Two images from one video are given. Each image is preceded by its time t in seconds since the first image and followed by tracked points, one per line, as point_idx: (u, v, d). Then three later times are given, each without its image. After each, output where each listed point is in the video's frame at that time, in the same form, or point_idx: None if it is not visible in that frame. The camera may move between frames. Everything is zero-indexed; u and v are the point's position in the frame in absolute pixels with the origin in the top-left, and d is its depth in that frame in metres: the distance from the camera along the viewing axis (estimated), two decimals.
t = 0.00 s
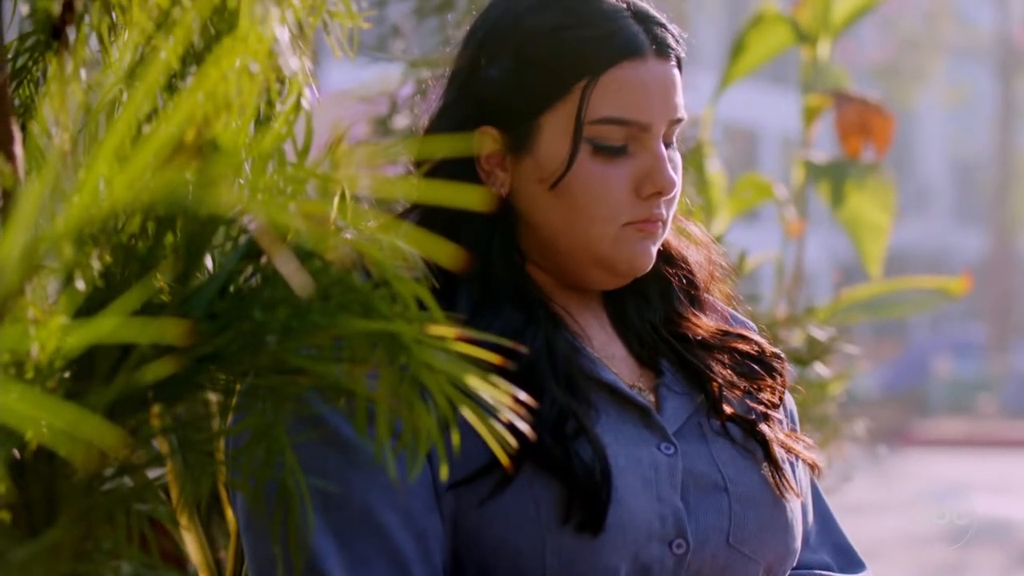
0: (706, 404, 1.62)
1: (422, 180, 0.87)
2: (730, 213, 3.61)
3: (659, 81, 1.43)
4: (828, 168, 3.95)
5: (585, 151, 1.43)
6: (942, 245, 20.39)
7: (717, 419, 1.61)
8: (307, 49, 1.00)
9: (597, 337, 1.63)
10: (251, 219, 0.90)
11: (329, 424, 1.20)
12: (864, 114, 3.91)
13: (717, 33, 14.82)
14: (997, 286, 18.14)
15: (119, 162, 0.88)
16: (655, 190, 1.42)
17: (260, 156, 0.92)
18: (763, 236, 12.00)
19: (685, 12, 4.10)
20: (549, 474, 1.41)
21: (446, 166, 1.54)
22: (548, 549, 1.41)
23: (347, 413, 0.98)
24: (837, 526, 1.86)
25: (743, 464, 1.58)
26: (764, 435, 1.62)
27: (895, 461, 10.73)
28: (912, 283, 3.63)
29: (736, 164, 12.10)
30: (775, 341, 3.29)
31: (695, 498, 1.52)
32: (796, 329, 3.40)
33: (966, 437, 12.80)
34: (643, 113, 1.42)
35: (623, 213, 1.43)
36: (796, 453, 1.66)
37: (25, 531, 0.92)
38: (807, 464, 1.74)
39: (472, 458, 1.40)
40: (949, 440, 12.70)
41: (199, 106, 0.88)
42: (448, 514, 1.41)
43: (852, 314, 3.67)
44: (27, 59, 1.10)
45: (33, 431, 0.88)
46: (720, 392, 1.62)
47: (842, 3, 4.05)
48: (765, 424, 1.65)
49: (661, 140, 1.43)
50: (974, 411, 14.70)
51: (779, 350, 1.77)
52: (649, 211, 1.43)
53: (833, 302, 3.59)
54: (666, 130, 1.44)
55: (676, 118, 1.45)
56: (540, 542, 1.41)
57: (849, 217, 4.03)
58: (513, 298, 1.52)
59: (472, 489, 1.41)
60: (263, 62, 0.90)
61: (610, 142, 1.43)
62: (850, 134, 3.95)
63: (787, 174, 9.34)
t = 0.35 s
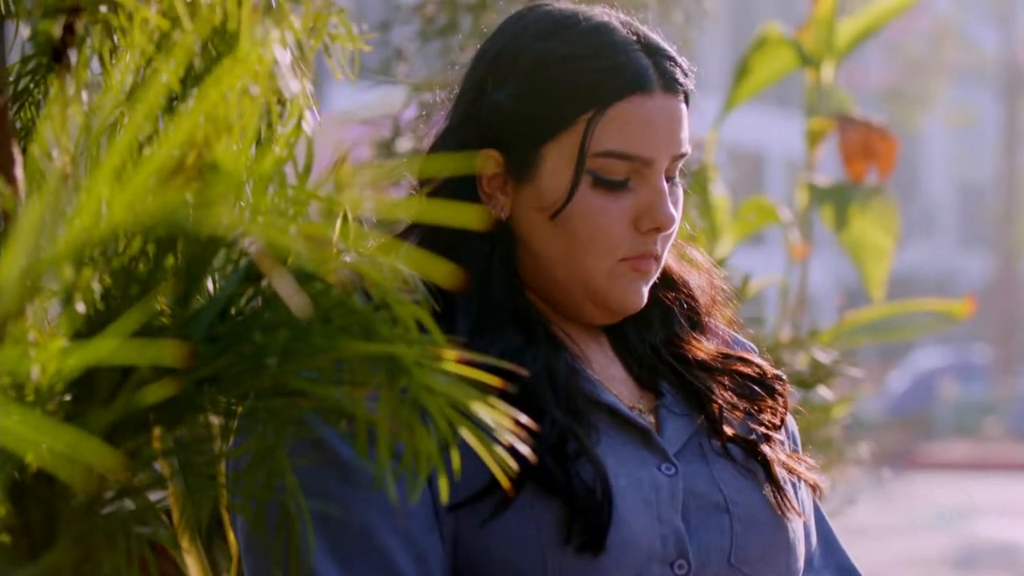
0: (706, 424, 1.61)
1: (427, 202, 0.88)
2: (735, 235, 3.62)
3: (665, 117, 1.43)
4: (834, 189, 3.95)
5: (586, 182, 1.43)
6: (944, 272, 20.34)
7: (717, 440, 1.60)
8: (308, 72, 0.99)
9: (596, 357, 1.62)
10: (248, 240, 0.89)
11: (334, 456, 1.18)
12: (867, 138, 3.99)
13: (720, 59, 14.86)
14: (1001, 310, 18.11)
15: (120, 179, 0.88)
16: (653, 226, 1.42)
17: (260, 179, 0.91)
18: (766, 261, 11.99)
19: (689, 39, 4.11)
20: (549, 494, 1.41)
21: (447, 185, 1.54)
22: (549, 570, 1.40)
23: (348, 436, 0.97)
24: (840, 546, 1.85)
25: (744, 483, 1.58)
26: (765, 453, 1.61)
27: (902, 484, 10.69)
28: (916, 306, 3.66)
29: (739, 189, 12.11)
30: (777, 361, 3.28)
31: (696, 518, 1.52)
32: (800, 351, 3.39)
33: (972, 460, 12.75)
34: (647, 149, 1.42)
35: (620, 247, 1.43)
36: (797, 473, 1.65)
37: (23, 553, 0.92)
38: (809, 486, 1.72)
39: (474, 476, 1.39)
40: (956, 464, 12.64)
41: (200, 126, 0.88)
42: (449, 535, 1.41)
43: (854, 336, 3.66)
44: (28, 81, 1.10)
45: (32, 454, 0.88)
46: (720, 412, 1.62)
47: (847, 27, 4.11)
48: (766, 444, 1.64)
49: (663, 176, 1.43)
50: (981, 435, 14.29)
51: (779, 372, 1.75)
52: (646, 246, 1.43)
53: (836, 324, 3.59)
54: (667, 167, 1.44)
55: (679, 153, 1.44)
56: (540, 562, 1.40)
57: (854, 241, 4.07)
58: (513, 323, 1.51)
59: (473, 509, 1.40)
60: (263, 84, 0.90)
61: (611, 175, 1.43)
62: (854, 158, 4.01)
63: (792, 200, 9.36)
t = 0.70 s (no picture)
0: (702, 457, 1.60)
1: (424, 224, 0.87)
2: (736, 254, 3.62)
3: (668, 138, 1.42)
4: (835, 210, 3.96)
5: (589, 203, 1.42)
6: (948, 290, 20.31)
7: (713, 473, 1.59)
8: (308, 91, 1.00)
9: (590, 393, 1.60)
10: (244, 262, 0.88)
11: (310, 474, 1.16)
12: (868, 159, 3.96)
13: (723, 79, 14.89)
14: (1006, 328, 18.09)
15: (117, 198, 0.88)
16: (654, 248, 1.40)
17: (258, 199, 0.91)
18: (769, 280, 12.01)
19: (692, 57, 4.12)
20: (551, 525, 1.39)
21: (449, 203, 1.55)
22: None
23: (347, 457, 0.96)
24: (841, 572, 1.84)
25: (743, 516, 1.57)
26: (763, 486, 1.60)
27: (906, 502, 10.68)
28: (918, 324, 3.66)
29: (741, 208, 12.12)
30: (775, 387, 3.29)
31: (697, 550, 1.51)
32: (802, 370, 3.37)
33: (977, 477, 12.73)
34: (648, 170, 1.40)
35: (620, 270, 1.42)
36: (797, 504, 1.63)
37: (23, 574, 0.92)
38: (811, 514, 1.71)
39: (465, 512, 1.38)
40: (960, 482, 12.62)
41: (195, 144, 0.87)
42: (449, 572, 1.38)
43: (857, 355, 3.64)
44: (27, 101, 1.10)
45: (29, 475, 0.87)
46: (715, 447, 1.61)
47: (848, 47, 4.10)
48: (764, 476, 1.62)
49: (666, 198, 1.42)
50: (984, 453, 14.53)
51: (774, 405, 1.73)
52: (647, 269, 1.42)
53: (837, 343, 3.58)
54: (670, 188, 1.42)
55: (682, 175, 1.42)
56: None
57: (856, 260, 4.06)
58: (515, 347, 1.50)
59: (473, 541, 1.38)
60: (261, 103, 0.89)
61: (613, 196, 1.41)
62: (855, 177, 3.99)
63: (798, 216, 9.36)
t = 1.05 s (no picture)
0: (697, 481, 1.59)
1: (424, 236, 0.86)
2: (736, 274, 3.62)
3: (657, 142, 1.43)
4: (836, 228, 3.96)
5: (580, 210, 1.42)
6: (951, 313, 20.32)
7: (708, 497, 1.58)
8: (303, 109, 1.00)
9: (585, 416, 1.59)
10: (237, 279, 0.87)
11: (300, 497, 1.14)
12: (870, 177, 3.99)
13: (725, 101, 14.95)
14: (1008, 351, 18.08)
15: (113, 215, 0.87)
16: (650, 253, 1.41)
17: (255, 217, 0.91)
18: (770, 300, 12.03)
19: (692, 76, 4.14)
20: (545, 546, 1.39)
21: (445, 223, 1.55)
22: None
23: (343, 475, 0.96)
24: None
25: (741, 539, 1.56)
26: (759, 508, 1.60)
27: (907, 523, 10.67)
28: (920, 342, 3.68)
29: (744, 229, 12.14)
30: (775, 406, 3.24)
31: (695, 574, 1.50)
32: (802, 390, 3.36)
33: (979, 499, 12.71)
34: (639, 175, 1.41)
35: (617, 276, 1.42)
36: (793, 524, 1.64)
37: None
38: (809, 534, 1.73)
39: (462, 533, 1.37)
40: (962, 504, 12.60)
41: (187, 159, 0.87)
42: None
43: (857, 374, 3.63)
44: (23, 119, 1.10)
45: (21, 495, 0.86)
46: (710, 471, 1.60)
47: (847, 66, 4.12)
48: (758, 499, 1.62)
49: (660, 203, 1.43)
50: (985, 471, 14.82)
51: (769, 426, 1.73)
52: (644, 275, 1.42)
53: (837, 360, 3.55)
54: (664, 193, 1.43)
55: (675, 180, 1.43)
56: None
57: (857, 278, 4.09)
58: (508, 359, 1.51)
59: (466, 561, 1.37)
60: (257, 121, 0.91)
61: (605, 202, 1.42)
62: (856, 196, 4.02)
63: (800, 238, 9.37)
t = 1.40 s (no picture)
0: (692, 505, 1.58)
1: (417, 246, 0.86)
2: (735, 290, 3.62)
3: (630, 142, 1.45)
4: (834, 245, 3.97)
5: (554, 211, 1.44)
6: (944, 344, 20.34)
7: (703, 520, 1.58)
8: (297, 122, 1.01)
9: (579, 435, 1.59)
10: (227, 293, 0.86)
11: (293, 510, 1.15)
12: (867, 193, 3.95)
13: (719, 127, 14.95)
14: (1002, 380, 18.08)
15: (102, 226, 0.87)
16: (629, 252, 1.42)
17: (248, 231, 0.90)
18: (766, 317, 12.01)
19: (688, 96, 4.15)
20: (536, 560, 1.39)
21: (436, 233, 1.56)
22: None
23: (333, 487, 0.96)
24: None
25: (736, 562, 1.56)
26: (754, 531, 1.60)
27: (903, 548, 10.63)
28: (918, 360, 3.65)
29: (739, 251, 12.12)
30: (772, 423, 3.29)
31: None
32: (800, 407, 3.37)
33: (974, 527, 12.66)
34: (613, 174, 1.43)
35: (598, 278, 1.42)
36: (789, 546, 1.64)
37: None
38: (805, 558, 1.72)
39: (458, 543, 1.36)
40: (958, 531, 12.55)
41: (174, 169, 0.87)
42: None
43: (853, 392, 3.63)
44: (16, 133, 1.09)
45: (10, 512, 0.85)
46: (704, 493, 1.59)
47: (847, 80, 4.12)
48: (754, 521, 1.62)
49: (637, 203, 1.44)
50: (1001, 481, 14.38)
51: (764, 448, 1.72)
52: (626, 275, 1.42)
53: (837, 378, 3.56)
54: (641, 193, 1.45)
55: (652, 180, 1.45)
56: None
57: (855, 295, 4.11)
58: (494, 369, 1.52)
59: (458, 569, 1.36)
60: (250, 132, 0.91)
61: (580, 201, 1.43)
62: (854, 212, 3.98)
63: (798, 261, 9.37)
